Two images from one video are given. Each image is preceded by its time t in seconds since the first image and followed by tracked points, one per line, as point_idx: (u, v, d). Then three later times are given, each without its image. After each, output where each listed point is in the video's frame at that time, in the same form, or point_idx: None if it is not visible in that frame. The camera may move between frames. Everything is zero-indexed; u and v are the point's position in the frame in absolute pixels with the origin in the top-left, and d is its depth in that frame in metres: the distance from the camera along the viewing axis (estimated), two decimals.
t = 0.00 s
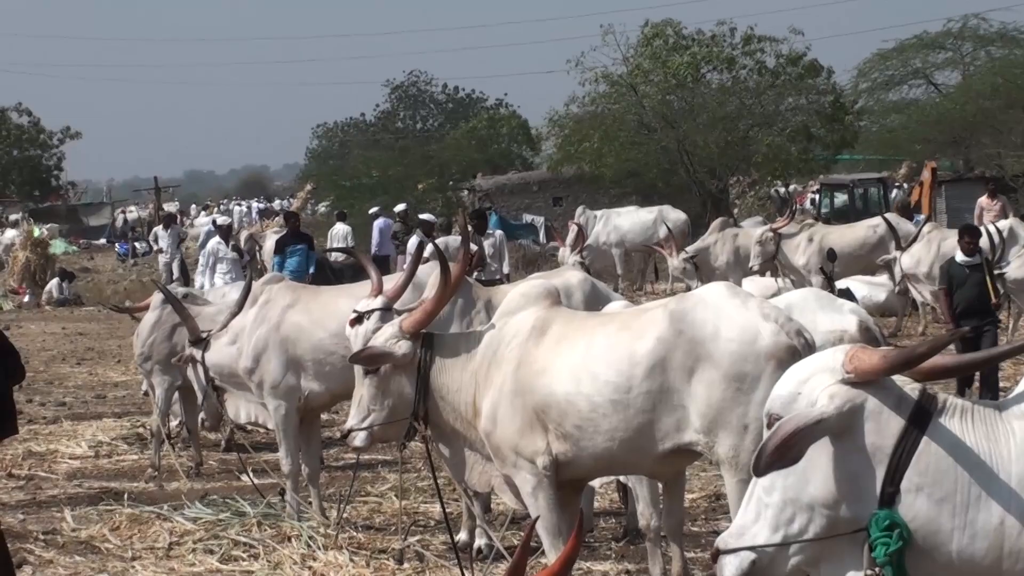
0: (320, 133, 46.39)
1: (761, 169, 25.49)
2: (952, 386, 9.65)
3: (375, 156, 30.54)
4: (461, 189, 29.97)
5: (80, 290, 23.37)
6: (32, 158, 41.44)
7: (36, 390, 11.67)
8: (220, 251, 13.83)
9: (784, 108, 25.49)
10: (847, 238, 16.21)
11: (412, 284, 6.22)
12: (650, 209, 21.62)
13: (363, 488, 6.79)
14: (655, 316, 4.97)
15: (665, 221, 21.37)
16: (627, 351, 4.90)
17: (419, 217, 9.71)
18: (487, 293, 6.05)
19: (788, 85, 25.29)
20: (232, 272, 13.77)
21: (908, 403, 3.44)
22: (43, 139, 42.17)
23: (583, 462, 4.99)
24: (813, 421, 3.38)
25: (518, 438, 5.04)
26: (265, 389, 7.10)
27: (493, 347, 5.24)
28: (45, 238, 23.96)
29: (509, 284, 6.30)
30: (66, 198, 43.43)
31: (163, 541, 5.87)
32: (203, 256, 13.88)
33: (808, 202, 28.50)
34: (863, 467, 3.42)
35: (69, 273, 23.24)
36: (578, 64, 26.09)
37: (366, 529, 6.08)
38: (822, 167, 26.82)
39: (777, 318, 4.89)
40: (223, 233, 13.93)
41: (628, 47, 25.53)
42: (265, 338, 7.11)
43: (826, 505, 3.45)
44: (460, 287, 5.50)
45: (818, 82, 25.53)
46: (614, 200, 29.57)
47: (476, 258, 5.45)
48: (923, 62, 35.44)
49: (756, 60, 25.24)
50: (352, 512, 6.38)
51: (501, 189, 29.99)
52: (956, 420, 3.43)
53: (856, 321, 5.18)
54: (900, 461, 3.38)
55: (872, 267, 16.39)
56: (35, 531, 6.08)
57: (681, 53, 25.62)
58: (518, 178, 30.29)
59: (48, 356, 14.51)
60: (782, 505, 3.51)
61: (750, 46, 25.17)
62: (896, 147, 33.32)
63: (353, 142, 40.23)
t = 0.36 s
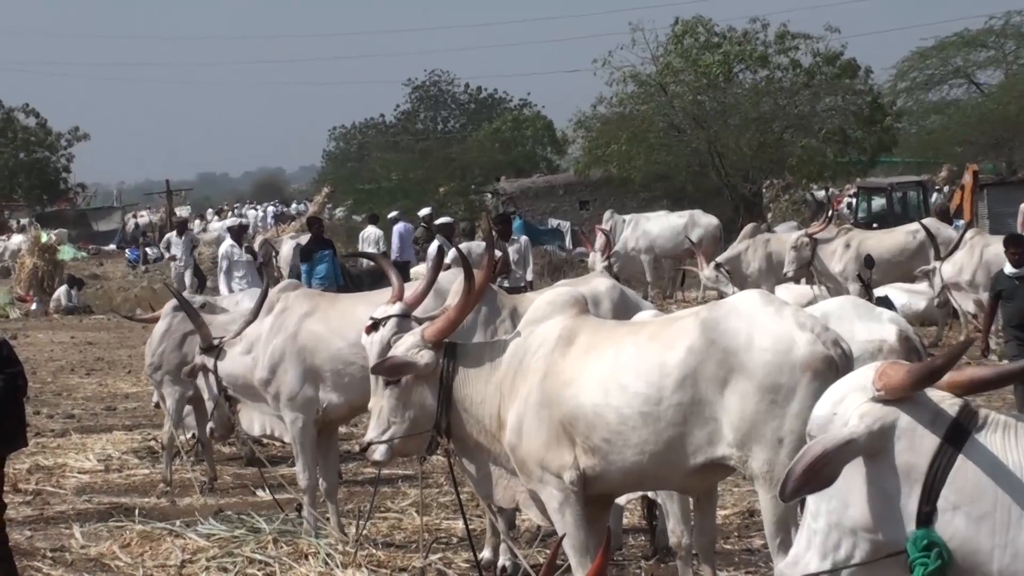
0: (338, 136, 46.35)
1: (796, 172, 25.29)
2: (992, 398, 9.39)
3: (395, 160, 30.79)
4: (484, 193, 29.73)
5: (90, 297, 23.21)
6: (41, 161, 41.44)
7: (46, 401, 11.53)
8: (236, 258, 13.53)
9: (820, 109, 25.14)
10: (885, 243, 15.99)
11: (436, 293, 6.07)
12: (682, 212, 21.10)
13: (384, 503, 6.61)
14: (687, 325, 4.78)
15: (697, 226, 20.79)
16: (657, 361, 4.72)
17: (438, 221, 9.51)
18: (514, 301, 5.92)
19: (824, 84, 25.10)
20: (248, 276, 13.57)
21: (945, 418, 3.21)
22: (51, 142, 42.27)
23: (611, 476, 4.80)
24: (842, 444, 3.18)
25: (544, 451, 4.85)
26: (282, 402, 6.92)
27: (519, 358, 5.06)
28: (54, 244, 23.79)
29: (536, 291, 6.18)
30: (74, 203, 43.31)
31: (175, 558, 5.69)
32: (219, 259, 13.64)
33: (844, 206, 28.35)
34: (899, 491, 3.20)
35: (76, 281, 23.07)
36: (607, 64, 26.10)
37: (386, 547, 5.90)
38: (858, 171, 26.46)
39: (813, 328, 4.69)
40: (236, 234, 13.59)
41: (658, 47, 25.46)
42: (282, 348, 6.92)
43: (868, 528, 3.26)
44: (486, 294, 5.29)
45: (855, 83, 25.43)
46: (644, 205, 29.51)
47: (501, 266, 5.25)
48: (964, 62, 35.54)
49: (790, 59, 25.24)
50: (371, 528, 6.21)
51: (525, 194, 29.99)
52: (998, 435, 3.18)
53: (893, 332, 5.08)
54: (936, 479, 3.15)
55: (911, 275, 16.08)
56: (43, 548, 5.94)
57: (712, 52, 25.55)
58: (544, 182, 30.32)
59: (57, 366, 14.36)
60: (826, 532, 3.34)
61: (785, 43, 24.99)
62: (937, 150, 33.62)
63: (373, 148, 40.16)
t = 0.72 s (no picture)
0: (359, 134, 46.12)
1: (835, 173, 24.89)
2: None
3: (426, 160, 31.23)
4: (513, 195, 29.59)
5: (100, 302, 23.00)
6: (49, 160, 41.27)
7: (53, 411, 11.30)
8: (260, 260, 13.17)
9: (859, 108, 24.81)
10: (928, 247, 15.48)
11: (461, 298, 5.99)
12: (718, 215, 20.57)
13: (409, 517, 6.57)
14: (723, 331, 4.59)
15: (733, 229, 20.28)
16: (691, 369, 4.54)
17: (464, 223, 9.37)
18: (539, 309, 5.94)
19: (865, 81, 24.73)
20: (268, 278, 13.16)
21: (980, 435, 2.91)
22: (60, 141, 42.14)
23: (644, 488, 4.63)
24: (867, 465, 2.89)
25: (574, 462, 4.69)
26: (301, 411, 6.83)
27: (547, 366, 4.92)
28: (63, 245, 23.45)
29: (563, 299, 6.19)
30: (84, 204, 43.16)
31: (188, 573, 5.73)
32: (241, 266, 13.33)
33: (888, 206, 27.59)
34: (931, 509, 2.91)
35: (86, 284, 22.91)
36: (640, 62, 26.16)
37: (411, 562, 5.86)
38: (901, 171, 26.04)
39: (853, 334, 4.52)
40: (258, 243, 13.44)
41: (691, 43, 25.18)
42: (302, 355, 6.84)
43: (913, 556, 2.95)
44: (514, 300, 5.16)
45: (897, 79, 24.80)
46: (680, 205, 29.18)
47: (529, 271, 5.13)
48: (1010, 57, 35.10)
49: (830, 56, 24.93)
50: (395, 542, 6.18)
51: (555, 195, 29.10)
52: None
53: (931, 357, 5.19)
54: (970, 497, 2.86)
55: (954, 280, 15.63)
56: (53, 563, 6.06)
57: (748, 48, 25.38)
58: (573, 182, 29.32)
59: (66, 375, 14.15)
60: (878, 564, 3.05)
61: (824, 41, 24.80)
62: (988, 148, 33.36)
63: (396, 149, 39.95)
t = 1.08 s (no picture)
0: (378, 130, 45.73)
1: (872, 170, 24.10)
2: None
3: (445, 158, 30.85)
4: (536, 193, 29.33)
5: (105, 306, 22.80)
6: (52, 158, 41.01)
7: (61, 419, 11.16)
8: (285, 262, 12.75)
9: (899, 104, 24.10)
10: (967, 247, 14.87)
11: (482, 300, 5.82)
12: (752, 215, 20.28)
13: (429, 528, 6.53)
14: (756, 335, 4.40)
15: (767, 229, 19.95)
16: (722, 374, 4.35)
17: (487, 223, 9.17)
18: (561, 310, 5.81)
19: (902, 75, 24.14)
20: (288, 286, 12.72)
21: (1005, 459, 2.78)
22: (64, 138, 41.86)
23: (674, 498, 4.45)
24: (897, 506, 2.76)
25: (601, 472, 4.52)
26: (317, 418, 6.68)
27: (572, 371, 4.75)
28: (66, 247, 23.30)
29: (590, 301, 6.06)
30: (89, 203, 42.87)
31: None
32: (268, 265, 12.96)
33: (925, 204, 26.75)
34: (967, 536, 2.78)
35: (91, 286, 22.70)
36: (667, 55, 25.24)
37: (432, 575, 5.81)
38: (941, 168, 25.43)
39: (891, 338, 4.30)
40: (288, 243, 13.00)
41: (722, 37, 24.48)
42: (317, 361, 6.69)
43: None
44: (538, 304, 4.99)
45: (936, 72, 24.32)
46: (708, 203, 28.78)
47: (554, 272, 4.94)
48: None
49: (866, 47, 24.45)
50: (414, 554, 6.17)
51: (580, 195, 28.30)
52: None
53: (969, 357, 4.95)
54: (1004, 521, 2.72)
55: (997, 281, 14.98)
56: None
57: (780, 40, 24.80)
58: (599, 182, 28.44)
59: (71, 382, 13.95)
60: None
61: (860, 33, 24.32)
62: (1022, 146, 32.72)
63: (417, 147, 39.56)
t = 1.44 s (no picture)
0: (400, 121, 45.39)
1: (911, 158, 23.83)
2: None
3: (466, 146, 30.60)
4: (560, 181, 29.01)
5: (114, 299, 22.69)
6: (58, 145, 40.73)
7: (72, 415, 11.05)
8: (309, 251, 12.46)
9: (941, 90, 23.64)
10: (1010, 239, 14.26)
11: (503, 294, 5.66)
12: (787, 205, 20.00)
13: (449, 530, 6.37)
14: (789, 329, 4.23)
15: (803, 220, 19.69)
16: (754, 370, 4.17)
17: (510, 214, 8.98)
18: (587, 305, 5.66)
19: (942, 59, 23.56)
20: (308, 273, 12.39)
21: None
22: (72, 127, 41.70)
23: (704, 498, 4.28)
24: (948, 536, 2.60)
25: (628, 470, 4.36)
26: (332, 415, 6.53)
27: (598, 367, 4.58)
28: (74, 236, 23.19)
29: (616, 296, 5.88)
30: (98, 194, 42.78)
31: None
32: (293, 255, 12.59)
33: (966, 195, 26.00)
34: (1021, 564, 2.61)
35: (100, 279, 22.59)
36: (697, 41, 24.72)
37: None
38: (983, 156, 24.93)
39: (931, 332, 4.09)
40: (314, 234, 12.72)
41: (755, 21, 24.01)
42: (334, 356, 6.53)
43: None
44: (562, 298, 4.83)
45: (977, 55, 23.76)
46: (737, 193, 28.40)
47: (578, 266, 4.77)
48: None
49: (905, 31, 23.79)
50: (434, 558, 6.03)
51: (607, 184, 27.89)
52: None
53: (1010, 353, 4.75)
54: None
55: None
56: None
57: (814, 24, 24.27)
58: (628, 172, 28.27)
59: (81, 377, 13.82)
60: None
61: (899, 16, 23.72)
62: None
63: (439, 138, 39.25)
